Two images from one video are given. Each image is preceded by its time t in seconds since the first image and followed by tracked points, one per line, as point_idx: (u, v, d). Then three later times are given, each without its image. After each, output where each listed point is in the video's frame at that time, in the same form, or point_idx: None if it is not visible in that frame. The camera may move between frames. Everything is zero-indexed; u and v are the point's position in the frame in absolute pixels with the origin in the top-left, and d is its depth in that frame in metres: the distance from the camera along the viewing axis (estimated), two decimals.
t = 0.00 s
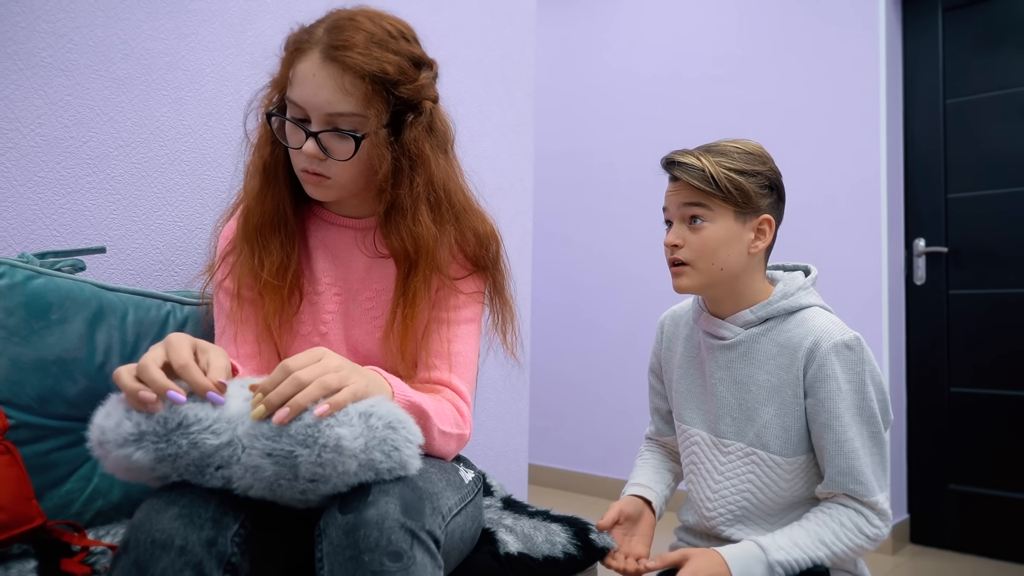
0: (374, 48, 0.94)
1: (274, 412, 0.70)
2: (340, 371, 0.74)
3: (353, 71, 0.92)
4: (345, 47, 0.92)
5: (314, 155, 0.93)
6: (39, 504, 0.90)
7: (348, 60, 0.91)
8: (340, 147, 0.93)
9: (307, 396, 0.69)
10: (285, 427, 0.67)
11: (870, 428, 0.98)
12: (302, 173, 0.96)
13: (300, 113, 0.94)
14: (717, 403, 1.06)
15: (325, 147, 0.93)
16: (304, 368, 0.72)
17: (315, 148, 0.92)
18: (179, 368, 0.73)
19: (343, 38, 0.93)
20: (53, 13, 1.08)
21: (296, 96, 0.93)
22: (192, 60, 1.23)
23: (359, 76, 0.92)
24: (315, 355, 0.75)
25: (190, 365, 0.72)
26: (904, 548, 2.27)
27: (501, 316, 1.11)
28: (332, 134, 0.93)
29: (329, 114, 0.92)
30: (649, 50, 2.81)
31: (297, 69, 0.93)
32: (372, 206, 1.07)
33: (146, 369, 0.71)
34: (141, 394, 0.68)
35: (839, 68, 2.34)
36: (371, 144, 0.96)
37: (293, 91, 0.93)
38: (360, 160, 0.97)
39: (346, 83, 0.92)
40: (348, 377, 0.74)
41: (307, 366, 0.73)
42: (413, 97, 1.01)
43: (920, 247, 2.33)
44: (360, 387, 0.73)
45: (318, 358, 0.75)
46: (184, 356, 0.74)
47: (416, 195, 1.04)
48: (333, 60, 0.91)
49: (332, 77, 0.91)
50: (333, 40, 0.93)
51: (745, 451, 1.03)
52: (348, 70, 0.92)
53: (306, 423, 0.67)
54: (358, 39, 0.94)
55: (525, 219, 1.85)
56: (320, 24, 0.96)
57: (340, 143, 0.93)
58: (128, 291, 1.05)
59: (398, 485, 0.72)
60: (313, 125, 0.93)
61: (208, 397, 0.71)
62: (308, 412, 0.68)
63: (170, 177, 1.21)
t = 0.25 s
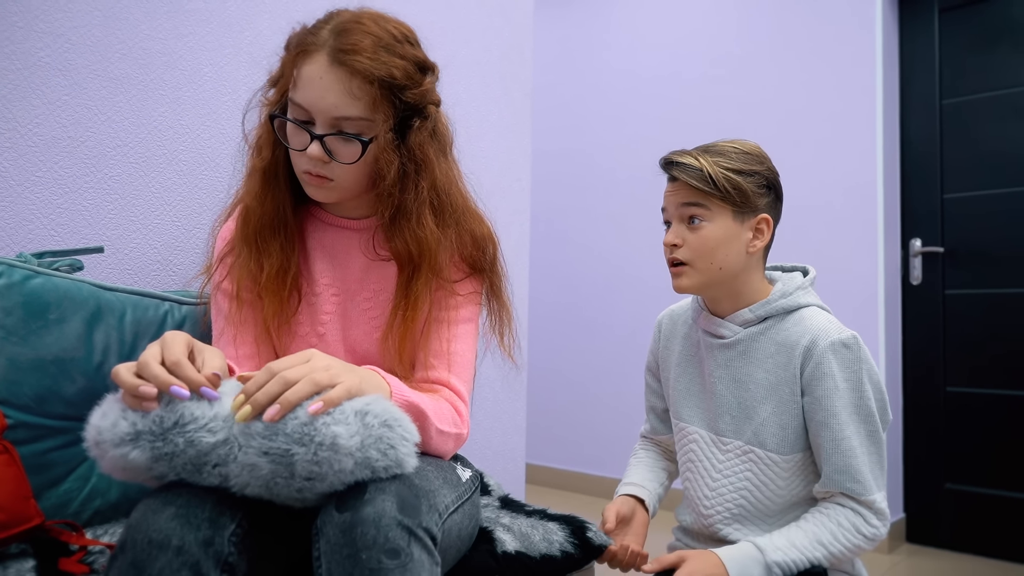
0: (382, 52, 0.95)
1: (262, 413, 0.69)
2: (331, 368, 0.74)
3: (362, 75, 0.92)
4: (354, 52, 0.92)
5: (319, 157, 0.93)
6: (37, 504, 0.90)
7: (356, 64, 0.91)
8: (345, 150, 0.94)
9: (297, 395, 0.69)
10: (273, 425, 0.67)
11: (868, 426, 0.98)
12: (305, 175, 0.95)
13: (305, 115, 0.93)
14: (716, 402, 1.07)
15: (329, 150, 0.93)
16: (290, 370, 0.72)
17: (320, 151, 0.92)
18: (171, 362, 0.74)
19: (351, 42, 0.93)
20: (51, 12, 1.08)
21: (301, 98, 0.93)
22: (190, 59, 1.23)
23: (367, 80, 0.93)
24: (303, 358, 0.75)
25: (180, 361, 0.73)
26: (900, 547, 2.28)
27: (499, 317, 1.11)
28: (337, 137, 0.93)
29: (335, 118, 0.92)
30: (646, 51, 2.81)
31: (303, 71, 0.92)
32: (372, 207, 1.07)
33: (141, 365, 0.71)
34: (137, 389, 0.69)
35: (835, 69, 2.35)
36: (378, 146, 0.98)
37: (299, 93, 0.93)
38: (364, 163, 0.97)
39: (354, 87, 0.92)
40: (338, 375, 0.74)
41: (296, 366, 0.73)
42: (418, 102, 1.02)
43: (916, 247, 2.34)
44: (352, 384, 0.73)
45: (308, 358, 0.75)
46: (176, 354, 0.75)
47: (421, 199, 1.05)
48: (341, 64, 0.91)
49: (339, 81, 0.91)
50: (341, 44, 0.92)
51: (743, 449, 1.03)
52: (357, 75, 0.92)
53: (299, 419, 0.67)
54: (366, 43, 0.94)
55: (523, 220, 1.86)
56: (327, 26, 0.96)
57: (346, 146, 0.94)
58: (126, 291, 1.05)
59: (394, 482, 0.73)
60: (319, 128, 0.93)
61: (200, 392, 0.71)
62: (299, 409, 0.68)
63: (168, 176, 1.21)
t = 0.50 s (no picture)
0: (377, 46, 0.95)
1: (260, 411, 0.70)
2: (327, 368, 0.75)
3: (360, 70, 0.92)
4: (350, 46, 0.92)
5: (320, 156, 0.93)
6: (35, 504, 0.90)
7: (354, 59, 0.92)
8: (347, 147, 0.94)
9: (293, 395, 0.69)
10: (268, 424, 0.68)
11: (868, 420, 0.99)
12: (307, 175, 0.95)
13: (303, 114, 0.93)
14: (716, 397, 1.07)
15: (331, 148, 0.93)
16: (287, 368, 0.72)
17: (321, 149, 0.92)
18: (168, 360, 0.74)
19: (347, 37, 0.93)
20: (48, 11, 1.07)
21: (298, 97, 0.92)
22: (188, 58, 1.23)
23: (365, 75, 0.93)
24: (302, 354, 0.76)
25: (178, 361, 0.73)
26: (895, 546, 2.29)
27: (498, 317, 1.11)
28: (338, 134, 0.93)
29: (335, 114, 0.92)
30: (643, 50, 2.81)
31: (300, 69, 0.92)
32: (372, 207, 1.08)
33: (140, 363, 0.72)
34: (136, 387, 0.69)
35: (831, 69, 2.36)
36: (380, 141, 0.98)
37: (296, 92, 0.93)
38: (366, 159, 0.97)
39: (353, 82, 0.92)
40: (334, 374, 0.74)
41: (295, 365, 0.73)
42: (416, 94, 1.02)
43: (911, 247, 2.35)
44: (350, 384, 0.74)
45: (305, 357, 0.76)
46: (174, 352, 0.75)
47: (424, 189, 1.06)
48: (338, 60, 0.91)
49: (337, 77, 0.91)
50: (336, 39, 0.92)
51: (743, 443, 1.04)
52: (355, 69, 0.92)
53: (298, 420, 0.68)
54: (362, 37, 0.94)
55: (520, 219, 1.86)
56: (320, 23, 0.96)
57: (347, 143, 0.94)
58: (124, 290, 1.05)
59: (392, 481, 0.73)
60: (319, 126, 0.93)
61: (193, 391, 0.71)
62: (296, 408, 0.69)
63: (165, 176, 1.21)
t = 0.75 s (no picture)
0: (373, 42, 0.95)
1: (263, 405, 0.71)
2: (326, 365, 0.75)
3: (355, 64, 0.92)
4: (345, 41, 0.92)
5: (315, 151, 0.93)
6: (30, 503, 0.89)
7: (349, 53, 0.92)
8: (341, 142, 0.94)
9: (291, 392, 0.69)
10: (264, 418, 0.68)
11: (868, 410, 1.00)
12: (301, 172, 0.95)
13: (299, 110, 0.93)
14: (718, 389, 1.08)
15: (326, 143, 0.93)
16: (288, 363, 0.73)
17: (316, 144, 0.92)
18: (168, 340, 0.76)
19: (342, 32, 0.93)
20: (42, 9, 1.07)
21: (293, 93, 0.92)
22: (182, 57, 1.22)
23: (361, 69, 0.93)
24: (302, 349, 0.76)
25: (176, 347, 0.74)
26: (888, 543, 2.30)
27: (492, 316, 1.12)
28: (333, 129, 0.93)
29: (330, 109, 0.92)
30: (637, 50, 2.82)
31: (295, 64, 0.92)
32: (365, 207, 1.08)
33: (151, 348, 0.73)
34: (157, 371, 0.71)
35: (825, 69, 2.37)
36: (375, 136, 0.98)
37: (291, 88, 0.92)
38: (361, 155, 0.97)
39: (348, 77, 0.92)
40: (334, 373, 0.74)
41: (294, 360, 0.73)
42: (411, 90, 1.02)
43: (904, 246, 2.36)
44: (348, 382, 0.74)
45: (305, 352, 0.76)
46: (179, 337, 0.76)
47: (419, 185, 1.06)
48: (334, 54, 0.91)
49: (333, 71, 0.91)
50: (331, 34, 0.93)
51: (746, 434, 1.04)
52: (350, 64, 0.92)
53: (295, 417, 0.68)
54: (358, 33, 0.94)
55: (514, 218, 1.86)
56: (315, 19, 0.96)
57: (341, 138, 0.93)
58: (119, 289, 1.05)
59: (387, 479, 0.73)
60: (313, 121, 0.93)
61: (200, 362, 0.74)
62: (294, 404, 0.69)
63: (160, 174, 1.20)
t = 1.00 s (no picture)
0: (373, 42, 0.95)
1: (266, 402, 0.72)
2: (327, 362, 0.75)
3: (355, 62, 0.93)
4: (345, 39, 0.93)
5: (310, 147, 0.92)
6: (25, 502, 0.89)
7: (349, 51, 0.92)
8: (336, 139, 0.94)
9: (293, 388, 0.70)
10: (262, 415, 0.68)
11: (864, 407, 1.01)
12: (294, 167, 0.94)
13: (295, 106, 0.93)
14: (717, 385, 1.08)
15: (321, 140, 0.93)
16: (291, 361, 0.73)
17: (312, 140, 0.92)
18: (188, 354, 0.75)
19: (343, 31, 0.93)
20: (36, 6, 1.07)
21: (291, 89, 0.92)
22: (178, 54, 1.22)
23: (360, 67, 0.93)
24: (302, 347, 0.77)
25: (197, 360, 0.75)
26: (880, 540, 2.32)
27: (486, 316, 1.12)
28: (328, 126, 0.93)
29: (327, 106, 0.92)
30: (631, 49, 2.83)
31: (294, 60, 0.92)
32: (357, 208, 1.08)
33: (169, 361, 0.73)
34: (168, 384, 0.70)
35: (817, 69, 2.38)
36: (371, 134, 0.98)
37: (289, 84, 0.92)
38: (355, 153, 0.97)
39: (347, 75, 0.92)
40: (333, 369, 0.75)
41: (296, 357, 0.74)
42: (409, 92, 1.03)
43: (896, 245, 2.38)
44: (346, 380, 0.74)
45: (304, 349, 0.76)
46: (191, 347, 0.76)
47: (413, 185, 1.06)
48: (334, 51, 0.92)
49: (332, 69, 0.92)
50: (332, 32, 0.93)
51: (745, 430, 1.04)
52: (349, 62, 0.92)
53: (292, 416, 0.68)
54: (359, 31, 0.94)
55: (509, 217, 1.86)
56: (316, 16, 0.96)
57: (337, 135, 0.94)
58: (114, 287, 1.04)
59: (383, 480, 0.72)
60: (310, 117, 0.92)
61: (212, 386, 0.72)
62: (295, 401, 0.69)
63: (155, 172, 1.20)
